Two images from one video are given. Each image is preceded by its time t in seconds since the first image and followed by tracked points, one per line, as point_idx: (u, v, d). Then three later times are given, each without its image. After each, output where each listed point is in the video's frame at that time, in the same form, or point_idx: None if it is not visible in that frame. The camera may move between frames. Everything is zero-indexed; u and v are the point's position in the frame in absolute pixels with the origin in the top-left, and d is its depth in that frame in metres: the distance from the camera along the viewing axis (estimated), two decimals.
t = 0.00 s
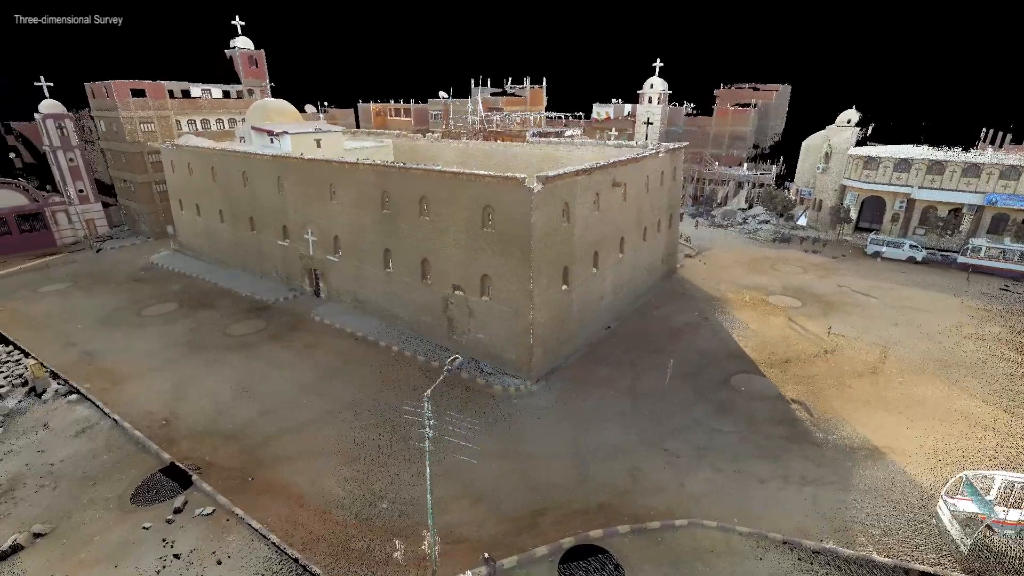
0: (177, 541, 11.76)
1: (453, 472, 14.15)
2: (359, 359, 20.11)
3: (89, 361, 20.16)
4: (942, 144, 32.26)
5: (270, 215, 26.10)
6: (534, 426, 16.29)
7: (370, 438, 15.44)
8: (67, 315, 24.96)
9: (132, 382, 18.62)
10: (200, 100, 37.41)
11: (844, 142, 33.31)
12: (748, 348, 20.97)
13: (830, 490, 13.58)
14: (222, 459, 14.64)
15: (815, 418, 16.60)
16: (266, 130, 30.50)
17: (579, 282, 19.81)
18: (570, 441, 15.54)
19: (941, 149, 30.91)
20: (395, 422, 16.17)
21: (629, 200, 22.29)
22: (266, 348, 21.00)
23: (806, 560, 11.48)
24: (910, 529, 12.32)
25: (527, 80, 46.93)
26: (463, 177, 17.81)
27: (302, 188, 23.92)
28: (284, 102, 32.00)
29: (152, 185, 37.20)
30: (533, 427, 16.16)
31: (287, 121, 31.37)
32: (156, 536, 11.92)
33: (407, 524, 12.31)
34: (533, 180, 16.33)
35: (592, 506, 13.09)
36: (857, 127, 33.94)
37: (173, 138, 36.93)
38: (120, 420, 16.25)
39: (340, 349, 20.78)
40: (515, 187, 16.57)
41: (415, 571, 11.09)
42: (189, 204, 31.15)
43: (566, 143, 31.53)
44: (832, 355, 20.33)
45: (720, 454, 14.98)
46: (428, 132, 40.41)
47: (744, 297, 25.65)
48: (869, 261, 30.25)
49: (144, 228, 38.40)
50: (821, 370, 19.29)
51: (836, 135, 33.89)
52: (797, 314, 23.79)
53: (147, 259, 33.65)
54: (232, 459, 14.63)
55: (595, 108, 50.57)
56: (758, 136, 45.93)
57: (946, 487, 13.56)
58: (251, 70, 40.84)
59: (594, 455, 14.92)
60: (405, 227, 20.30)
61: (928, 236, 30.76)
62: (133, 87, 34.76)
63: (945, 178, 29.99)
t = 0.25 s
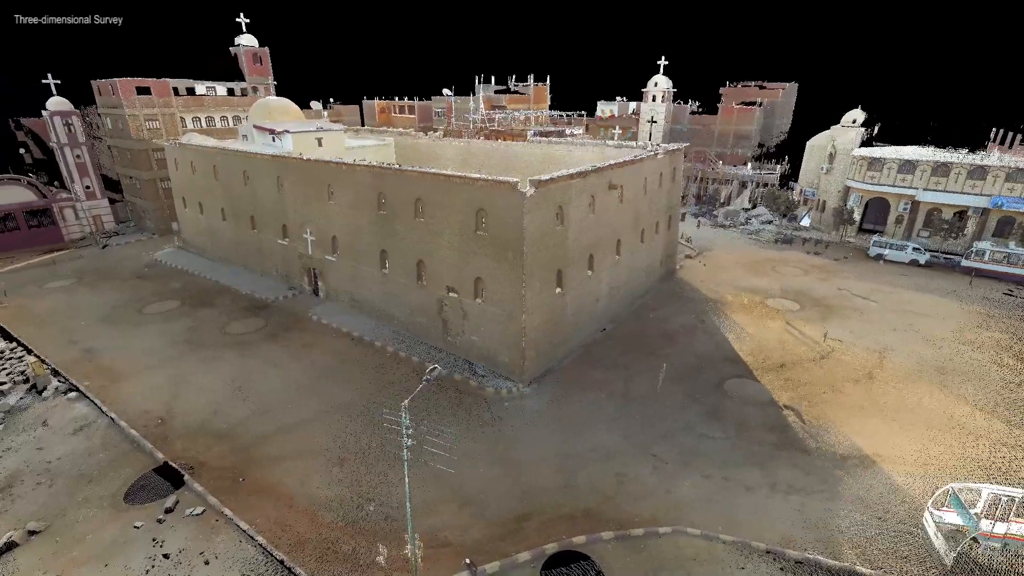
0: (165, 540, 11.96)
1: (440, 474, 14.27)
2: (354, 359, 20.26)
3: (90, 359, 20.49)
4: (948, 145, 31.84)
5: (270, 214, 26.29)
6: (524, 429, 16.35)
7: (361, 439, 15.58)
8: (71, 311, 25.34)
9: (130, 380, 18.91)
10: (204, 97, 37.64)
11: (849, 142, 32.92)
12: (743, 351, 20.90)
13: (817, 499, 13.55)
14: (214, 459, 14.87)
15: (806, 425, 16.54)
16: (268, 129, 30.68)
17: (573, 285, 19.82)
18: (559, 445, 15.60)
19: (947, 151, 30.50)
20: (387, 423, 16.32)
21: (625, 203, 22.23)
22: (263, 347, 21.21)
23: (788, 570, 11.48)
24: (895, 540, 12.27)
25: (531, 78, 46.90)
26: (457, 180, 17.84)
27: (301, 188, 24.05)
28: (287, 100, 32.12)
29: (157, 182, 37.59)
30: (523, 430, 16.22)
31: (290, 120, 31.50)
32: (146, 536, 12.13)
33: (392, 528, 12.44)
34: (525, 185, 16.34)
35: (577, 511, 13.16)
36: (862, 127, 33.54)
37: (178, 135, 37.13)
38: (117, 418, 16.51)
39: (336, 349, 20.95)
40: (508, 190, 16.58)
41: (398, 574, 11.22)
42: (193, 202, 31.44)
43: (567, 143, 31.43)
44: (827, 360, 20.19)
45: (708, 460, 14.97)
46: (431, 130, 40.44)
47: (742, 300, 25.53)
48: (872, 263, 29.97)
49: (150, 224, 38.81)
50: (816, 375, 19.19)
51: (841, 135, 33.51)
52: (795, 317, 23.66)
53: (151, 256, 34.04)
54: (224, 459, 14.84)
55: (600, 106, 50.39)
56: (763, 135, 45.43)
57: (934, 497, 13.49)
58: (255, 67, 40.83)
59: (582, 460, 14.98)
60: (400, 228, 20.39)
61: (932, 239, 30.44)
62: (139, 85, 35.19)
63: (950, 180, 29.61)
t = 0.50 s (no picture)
0: (155, 541, 12.16)
1: (429, 477, 14.37)
2: (349, 359, 20.40)
3: (91, 356, 20.79)
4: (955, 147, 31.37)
5: (271, 213, 26.46)
6: (514, 432, 16.40)
7: (352, 441, 15.71)
8: (75, 308, 25.71)
9: (129, 378, 19.18)
10: (209, 94, 37.90)
11: (854, 143, 32.56)
12: (739, 356, 20.82)
13: (804, 509, 13.50)
14: (207, 460, 15.08)
15: (798, 432, 16.47)
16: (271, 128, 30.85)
17: (568, 288, 19.81)
18: (548, 449, 15.65)
19: (953, 153, 30.06)
20: (379, 425, 16.44)
21: (623, 205, 22.14)
22: (260, 347, 21.41)
23: None
24: (881, 553, 12.22)
25: (535, 75, 46.80)
26: (451, 183, 17.86)
27: (300, 188, 24.17)
28: (290, 99, 32.26)
29: (162, 179, 37.93)
30: (513, 434, 16.28)
31: (292, 119, 31.63)
32: (137, 536, 12.34)
33: (378, 532, 12.56)
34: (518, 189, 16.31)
35: (563, 517, 13.22)
36: (868, 128, 33.14)
37: (183, 132, 37.47)
38: (114, 417, 16.75)
39: (333, 349, 21.10)
40: (501, 195, 16.57)
41: None
42: (196, 199, 31.69)
43: (567, 142, 31.27)
44: (824, 366, 20.06)
45: (697, 468, 14.96)
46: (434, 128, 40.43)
47: (741, 303, 25.39)
48: (874, 266, 29.67)
49: (155, 220, 39.19)
50: (811, 382, 19.08)
51: (846, 136, 33.15)
52: (793, 321, 23.50)
53: (156, 252, 34.40)
54: (217, 460, 15.04)
55: (604, 104, 50.16)
56: (769, 133, 45.01)
57: (924, 509, 13.40)
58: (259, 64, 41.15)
59: (571, 465, 15.03)
60: (397, 230, 20.46)
61: (937, 242, 29.93)
62: (144, 82, 35.36)
63: (956, 182, 29.21)
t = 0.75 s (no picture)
0: (145, 541, 12.34)
1: (418, 481, 14.45)
2: (345, 360, 20.52)
3: (92, 353, 21.07)
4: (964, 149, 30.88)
5: (271, 212, 26.60)
6: (505, 436, 16.44)
7: (344, 444, 15.83)
8: (78, 304, 26.04)
9: (128, 376, 19.43)
10: (213, 91, 38.11)
11: (860, 144, 32.14)
12: (735, 361, 20.72)
13: (793, 519, 13.45)
14: (201, 460, 15.27)
15: (791, 440, 16.38)
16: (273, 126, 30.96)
17: (563, 291, 19.78)
18: (539, 454, 15.69)
19: (961, 155, 29.60)
20: (371, 427, 16.55)
21: (620, 208, 22.04)
22: (258, 346, 21.58)
23: None
24: (867, 566, 12.15)
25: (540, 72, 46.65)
26: (446, 186, 17.85)
27: (300, 187, 24.26)
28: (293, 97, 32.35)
29: (167, 175, 38.23)
30: (504, 438, 16.32)
31: (295, 117, 31.71)
32: (128, 536, 12.53)
33: (365, 536, 12.68)
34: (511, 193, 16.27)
35: (549, 524, 13.26)
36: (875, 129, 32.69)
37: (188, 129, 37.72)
38: (111, 415, 16.98)
39: (329, 349, 21.24)
40: (495, 199, 16.54)
41: None
42: (199, 196, 31.92)
43: (569, 141, 31.08)
44: (821, 372, 19.91)
45: (687, 475, 14.94)
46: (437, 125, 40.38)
47: (740, 306, 25.23)
48: (878, 269, 29.36)
49: (161, 216, 39.54)
50: (807, 388, 18.95)
51: (852, 137, 32.74)
52: (792, 326, 23.33)
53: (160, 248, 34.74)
54: (210, 460, 15.22)
55: (609, 102, 49.89)
56: (776, 132, 44.54)
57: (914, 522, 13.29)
58: (264, 61, 41.66)
59: (560, 470, 15.06)
60: (393, 232, 20.50)
61: (943, 245, 29.53)
62: (149, 80, 35.57)
63: (963, 185, 28.78)
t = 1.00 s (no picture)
0: (136, 542, 12.52)
1: (407, 486, 14.54)
2: (341, 360, 20.62)
3: (93, 351, 21.33)
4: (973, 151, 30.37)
5: (272, 210, 26.71)
6: (497, 440, 16.47)
7: (335, 446, 15.93)
8: (82, 300, 26.35)
9: (127, 374, 19.66)
10: (218, 87, 38.26)
11: (867, 145, 31.70)
12: (732, 367, 20.59)
13: (781, 531, 13.39)
14: (195, 460, 15.45)
15: (784, 449, 16.29)
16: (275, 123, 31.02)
17: (559, 294, 19.73)
18: (529, 459, 15.71)
19: (970, 158, 29.11)
20: (364, 429, 16.64)
21: (619, 210, 21.91)
22: (256, 345, 21.74)
23: None
24: None
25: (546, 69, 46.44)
26: (442, 189, 17.82)
27: (299, 187, 24.33)
28: (296, 94, 32.42)
29: (172, 171, 38.49)
30: (496, 442, 16.37)
31: (297, 114, 31.76)
32: (120, 537, 12.71)
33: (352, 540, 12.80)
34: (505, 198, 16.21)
35: (536, 531, 13.30)
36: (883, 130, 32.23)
37: (192, 125, 37.92)
38: (109, 414, 17.20)
39: (326, 350, 21.36)
40: (489, 203, 16.49)
41: None
42: (202, 194, 32.11)
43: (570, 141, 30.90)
44: (819, 379, 19.74)
45: (677, 484, 14.90)
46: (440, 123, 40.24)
47: (740, 310, 25.05)
48: (882, 273, 29.02)
49: (166, 211, 39.84)
50: (803, 396, 18.81)
51: (859, 138, 32.31)
52: (791, 331, 23.14)
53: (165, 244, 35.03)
54: (204, 461, 15.38)
55: (615, 99, 49.57)
56: (782, 131, 44.06)
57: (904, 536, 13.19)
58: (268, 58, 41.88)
59: (550, 476, 15.08)
60: (390, 233, 20.52)
61: (948, 250, 29.10)
62: (155, 76, 35.70)
63: (971, 189, 28.31)
